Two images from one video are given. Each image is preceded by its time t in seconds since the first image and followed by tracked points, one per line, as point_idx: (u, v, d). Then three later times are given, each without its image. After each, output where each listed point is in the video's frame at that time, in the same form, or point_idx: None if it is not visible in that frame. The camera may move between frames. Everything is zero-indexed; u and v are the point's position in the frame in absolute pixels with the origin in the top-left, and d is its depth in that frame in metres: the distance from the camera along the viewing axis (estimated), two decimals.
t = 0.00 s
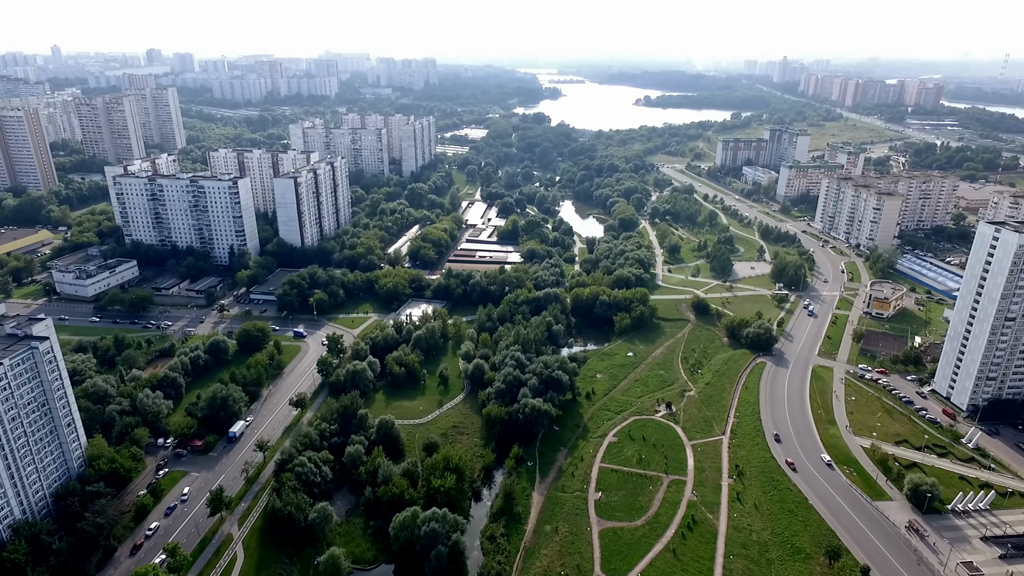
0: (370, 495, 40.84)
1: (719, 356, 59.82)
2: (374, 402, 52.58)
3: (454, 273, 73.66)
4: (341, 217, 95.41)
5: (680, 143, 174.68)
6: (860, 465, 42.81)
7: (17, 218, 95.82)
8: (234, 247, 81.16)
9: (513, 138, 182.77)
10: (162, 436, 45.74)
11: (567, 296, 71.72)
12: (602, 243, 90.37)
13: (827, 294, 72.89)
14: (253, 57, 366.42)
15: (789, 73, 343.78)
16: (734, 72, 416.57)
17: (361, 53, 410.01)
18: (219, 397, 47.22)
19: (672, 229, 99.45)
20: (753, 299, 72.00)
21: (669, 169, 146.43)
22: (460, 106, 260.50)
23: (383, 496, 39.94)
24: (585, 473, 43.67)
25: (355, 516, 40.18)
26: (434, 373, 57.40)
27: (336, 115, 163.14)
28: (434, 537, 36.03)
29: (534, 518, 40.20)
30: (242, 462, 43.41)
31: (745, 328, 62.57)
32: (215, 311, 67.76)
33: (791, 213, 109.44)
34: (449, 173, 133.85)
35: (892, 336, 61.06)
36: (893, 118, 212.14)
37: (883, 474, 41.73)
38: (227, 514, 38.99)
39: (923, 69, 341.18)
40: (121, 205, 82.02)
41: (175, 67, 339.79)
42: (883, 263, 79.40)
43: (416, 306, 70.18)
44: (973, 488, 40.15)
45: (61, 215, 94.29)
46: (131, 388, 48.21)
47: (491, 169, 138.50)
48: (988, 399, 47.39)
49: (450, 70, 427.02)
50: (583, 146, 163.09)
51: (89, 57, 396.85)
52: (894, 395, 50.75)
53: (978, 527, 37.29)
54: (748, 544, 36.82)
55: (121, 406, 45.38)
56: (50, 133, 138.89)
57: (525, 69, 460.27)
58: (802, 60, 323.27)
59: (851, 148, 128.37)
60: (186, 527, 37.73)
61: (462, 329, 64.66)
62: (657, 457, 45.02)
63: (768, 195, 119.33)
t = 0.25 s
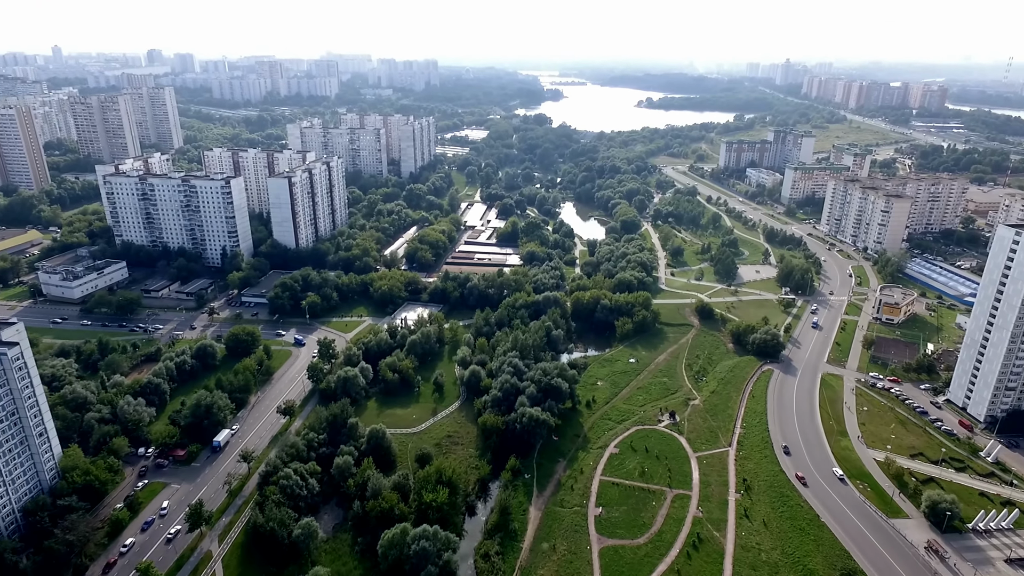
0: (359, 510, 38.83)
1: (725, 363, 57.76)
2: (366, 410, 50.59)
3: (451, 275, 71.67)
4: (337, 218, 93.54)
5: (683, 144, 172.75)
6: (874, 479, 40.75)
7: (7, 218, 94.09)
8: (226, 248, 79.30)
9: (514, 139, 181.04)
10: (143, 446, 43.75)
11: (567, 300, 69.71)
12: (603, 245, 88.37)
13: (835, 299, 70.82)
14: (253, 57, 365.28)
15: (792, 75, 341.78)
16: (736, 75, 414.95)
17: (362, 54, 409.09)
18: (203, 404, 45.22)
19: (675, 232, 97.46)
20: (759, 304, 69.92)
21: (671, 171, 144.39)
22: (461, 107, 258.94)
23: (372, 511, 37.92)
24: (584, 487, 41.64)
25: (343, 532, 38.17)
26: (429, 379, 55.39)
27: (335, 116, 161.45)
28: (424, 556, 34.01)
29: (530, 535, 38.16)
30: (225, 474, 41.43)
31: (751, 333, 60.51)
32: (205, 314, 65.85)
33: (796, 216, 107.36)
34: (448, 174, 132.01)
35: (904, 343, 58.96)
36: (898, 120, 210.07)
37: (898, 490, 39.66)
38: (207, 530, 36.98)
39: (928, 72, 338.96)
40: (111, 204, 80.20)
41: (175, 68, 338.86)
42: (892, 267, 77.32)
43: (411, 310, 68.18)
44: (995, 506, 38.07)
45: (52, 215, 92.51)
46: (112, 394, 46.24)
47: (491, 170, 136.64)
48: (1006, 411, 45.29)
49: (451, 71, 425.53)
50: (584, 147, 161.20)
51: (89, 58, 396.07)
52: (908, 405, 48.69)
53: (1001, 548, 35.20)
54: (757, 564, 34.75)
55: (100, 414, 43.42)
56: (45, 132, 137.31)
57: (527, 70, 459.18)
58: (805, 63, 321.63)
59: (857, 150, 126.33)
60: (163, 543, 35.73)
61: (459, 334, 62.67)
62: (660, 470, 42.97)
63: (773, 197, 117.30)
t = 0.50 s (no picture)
0: (342, 530, 36.12)
1: (733, 372, 55.00)
2: (354, 420, 47.90)
3: (447, 278, 69.02)
4: (332, 218, 90.99)
5: (687, 145, 170.07)
6: (896, 500, 37.95)
7: None
8: (215, 248, 76.73)
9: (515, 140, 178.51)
10: (114, 458, 41.06)
11: (568, 304, 67.00)
12: (605, 247, 85.71)
13: (847, 305, 68.07)
14: (254, 57, 363.37)
15: (796, 77, 339.28)
16: (740, 77, 412.44)
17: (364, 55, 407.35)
18: (180, 414, 42.55)
19: (680, 234, 94.75)
20: (768, 310, 67.19)
21: (675, 172, 141.67)
22: (461, 108, 256.61)
23: (356, 533, 35.18)
24: (585, 506, 38.88)
25: (324, 555, 35.46)
26: (421, 388, 52.69)
27: (333, 115, 159.03)
28: None
29: (526, 559, 35.40)
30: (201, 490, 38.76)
31: (760, 341, 57.78)
32: (190, 317, 63.23)
33: (804, 218, 104.61)
34: (448, 174, 129.47)
35: (921, 351, 56.16)
36: (904, 122, 207.25)
37: (923, 512, 36.85)
38: (177, 552, 34.31)
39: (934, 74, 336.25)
40: (97, 202, 77.68)
41: (176, 67, 337.16)
42: (905, 271, 74.50)
43: (406, 314, 65.53)
44: None
45: (39, 214, 90.03)
46: (84, 403, 43.60)
47: (491, 170, 134.05)
48: None
49: (453, 72, 423.21)
50: (586, 148, 158.62)
51: (90, 56, 394.67)
52: (929, 419, 45.90)
53: None
54: None
55: (70, 424, 40.75)
56: (38, 129, 135.05)
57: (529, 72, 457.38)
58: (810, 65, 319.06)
59: (865, 151, 123.54)
60: (128, 567, 33.05)
61: (454, 339, 59.96)
62: (666, 488, 40.21)
63: (779, 199, 114.58)
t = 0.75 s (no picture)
0: (322, 556, 33.34)
1: (742, 382, 52.16)
2: (341, 433, 45.15)
3: (443, 281, 66.26)
4: (326, 219, 88.35)
5: (691, 145, 167.20)
6: (923, 525, 35.08)
7: None
8: (204, 249, 74.10)
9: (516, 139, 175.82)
10: (81, 475, 38.34)
11: (569, 309, 64.20)
12: (608, 250, 82.87)
13: (860, 311, 65.19)
14: (255, 56, 361.50)
15: (801, 78, 336.13)
16: (743, 78, 409.70)
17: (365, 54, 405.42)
18: (153, 427, 39.81)
19: (685, 235, 91.91)
20: (778, 316, 64.33)
21: (680, 173, 138.82)
22: (463, 107, 254.08)
23: (336, 559, 32.42)
24: (585, 530, 36.07)
25: None
26: (414, 398, 49.93)
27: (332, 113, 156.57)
28: None
29: None
30: (172, 510, 36.04)
31: (771, 349, 54.94)
32: (174, 321, 60.57)
33: (812, 220, 101.68)
34: (447, 173, 126.78)
35: (941, 361, 53.25)
36: (912, 123, 204.18)
37: (953, 539, 33.98)
38: None
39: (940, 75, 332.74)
40: (82, 201, 75.04)
41: (176, 66, 335.48)
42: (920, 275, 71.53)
43: (400, 319, 62.81)
44: None
45: (25, 213, 87.49)
46: (52, 415, 40.91)
47: (491, 170, 131.34)
48: None
49: (455, 72, 420.73)
50: (588, 147, 155.81)
51: (90, 55, 393.40)
52: (954, 434, 43.00)
53: None
54: None
55: (34, 438, 38.04)
56: (30, 127, 132.70)
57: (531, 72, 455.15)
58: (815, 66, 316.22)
59: (875, 151, 120.45)
60: None
61: (449, 345, 57.18)
62: (673, 510, 37.37)
63: (787, 201, 111.66)
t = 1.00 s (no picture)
0: None
1: (753, 393, 49.28)
2: (327, 447, 42.42)
3: (439, 284, 63.56)
4: (321, 219, 85.77)
5: (696, 146, 164.30)
6: (955, 555, 32.21)
7: None
8: (192, 250, 71.49)
9: (518, 140, 173.20)
10: (45, 493, 35.67)
11: (570, 314, 61.41)
12: (611, 252, 80.09)
13: (875, 317, 62.28)
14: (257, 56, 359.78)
15: (807, 79, 332.86)
16: (748, 79, 406.54)
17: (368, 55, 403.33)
18: (124, 441, 37.14)
19: (691, 238, 89.07)
20: (789, 322, 61.45)
21: (685, 174, 136.00)
22: (465, 107, 251.48)
23: None
24: (587, 557, 33.25)
25: None
26: (405, 409, 47.19)
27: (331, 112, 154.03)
28: None
29: None
30: (140, 533, 33.35)
31: (784, 358, 52.08)
32: (157, 325, 57.97)
33: (821, 222, 98.75)
34: (447, 173, 124.12)
35: (964, 372, 50.33)
36: (920, 124, 200.98)
37: (989, 571, 31.10)
38: None
39: (948, 76, 329.17)
40: (67, 200, 72.50)
41: (177, 66, 333.97)
42: (938, 280, 68.55)
43: (393, 324, 60.10)
44: None
45: (11, 212, 85.04)
46: (17, 427, 38.25)
47: (492, 170, 128.62)
48: None
49: (458, 73, 418.46)
50: (591, 148, 153.03)
51: (92, 54, 392.19)
52: (983, 454, 40.11)
53: None
54: None
55: None
56: (24, 125, 130.45)
57: (535, 74, 452.85)
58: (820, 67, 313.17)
59: (885, 152, 117.37)
60: None
61: (445, 353, 54.44)
62: (682, 535, 34.54)
63: (795, 203, 108.73)
